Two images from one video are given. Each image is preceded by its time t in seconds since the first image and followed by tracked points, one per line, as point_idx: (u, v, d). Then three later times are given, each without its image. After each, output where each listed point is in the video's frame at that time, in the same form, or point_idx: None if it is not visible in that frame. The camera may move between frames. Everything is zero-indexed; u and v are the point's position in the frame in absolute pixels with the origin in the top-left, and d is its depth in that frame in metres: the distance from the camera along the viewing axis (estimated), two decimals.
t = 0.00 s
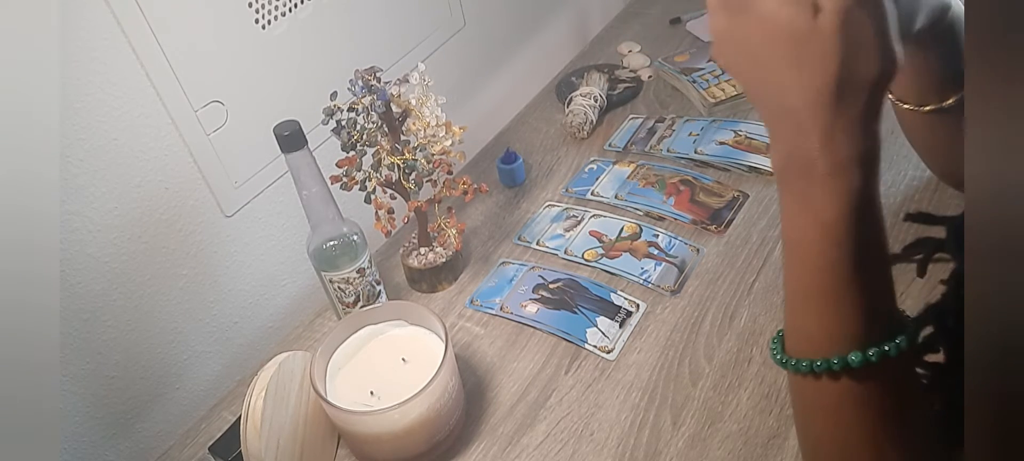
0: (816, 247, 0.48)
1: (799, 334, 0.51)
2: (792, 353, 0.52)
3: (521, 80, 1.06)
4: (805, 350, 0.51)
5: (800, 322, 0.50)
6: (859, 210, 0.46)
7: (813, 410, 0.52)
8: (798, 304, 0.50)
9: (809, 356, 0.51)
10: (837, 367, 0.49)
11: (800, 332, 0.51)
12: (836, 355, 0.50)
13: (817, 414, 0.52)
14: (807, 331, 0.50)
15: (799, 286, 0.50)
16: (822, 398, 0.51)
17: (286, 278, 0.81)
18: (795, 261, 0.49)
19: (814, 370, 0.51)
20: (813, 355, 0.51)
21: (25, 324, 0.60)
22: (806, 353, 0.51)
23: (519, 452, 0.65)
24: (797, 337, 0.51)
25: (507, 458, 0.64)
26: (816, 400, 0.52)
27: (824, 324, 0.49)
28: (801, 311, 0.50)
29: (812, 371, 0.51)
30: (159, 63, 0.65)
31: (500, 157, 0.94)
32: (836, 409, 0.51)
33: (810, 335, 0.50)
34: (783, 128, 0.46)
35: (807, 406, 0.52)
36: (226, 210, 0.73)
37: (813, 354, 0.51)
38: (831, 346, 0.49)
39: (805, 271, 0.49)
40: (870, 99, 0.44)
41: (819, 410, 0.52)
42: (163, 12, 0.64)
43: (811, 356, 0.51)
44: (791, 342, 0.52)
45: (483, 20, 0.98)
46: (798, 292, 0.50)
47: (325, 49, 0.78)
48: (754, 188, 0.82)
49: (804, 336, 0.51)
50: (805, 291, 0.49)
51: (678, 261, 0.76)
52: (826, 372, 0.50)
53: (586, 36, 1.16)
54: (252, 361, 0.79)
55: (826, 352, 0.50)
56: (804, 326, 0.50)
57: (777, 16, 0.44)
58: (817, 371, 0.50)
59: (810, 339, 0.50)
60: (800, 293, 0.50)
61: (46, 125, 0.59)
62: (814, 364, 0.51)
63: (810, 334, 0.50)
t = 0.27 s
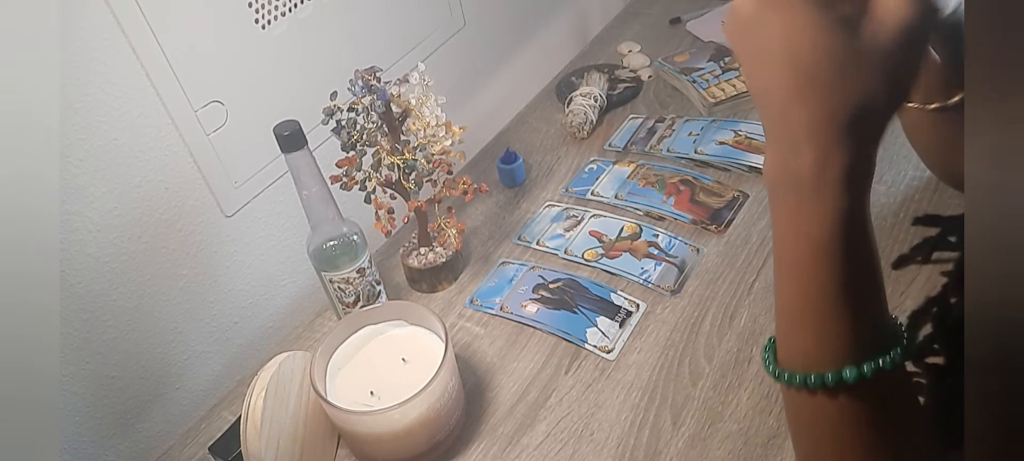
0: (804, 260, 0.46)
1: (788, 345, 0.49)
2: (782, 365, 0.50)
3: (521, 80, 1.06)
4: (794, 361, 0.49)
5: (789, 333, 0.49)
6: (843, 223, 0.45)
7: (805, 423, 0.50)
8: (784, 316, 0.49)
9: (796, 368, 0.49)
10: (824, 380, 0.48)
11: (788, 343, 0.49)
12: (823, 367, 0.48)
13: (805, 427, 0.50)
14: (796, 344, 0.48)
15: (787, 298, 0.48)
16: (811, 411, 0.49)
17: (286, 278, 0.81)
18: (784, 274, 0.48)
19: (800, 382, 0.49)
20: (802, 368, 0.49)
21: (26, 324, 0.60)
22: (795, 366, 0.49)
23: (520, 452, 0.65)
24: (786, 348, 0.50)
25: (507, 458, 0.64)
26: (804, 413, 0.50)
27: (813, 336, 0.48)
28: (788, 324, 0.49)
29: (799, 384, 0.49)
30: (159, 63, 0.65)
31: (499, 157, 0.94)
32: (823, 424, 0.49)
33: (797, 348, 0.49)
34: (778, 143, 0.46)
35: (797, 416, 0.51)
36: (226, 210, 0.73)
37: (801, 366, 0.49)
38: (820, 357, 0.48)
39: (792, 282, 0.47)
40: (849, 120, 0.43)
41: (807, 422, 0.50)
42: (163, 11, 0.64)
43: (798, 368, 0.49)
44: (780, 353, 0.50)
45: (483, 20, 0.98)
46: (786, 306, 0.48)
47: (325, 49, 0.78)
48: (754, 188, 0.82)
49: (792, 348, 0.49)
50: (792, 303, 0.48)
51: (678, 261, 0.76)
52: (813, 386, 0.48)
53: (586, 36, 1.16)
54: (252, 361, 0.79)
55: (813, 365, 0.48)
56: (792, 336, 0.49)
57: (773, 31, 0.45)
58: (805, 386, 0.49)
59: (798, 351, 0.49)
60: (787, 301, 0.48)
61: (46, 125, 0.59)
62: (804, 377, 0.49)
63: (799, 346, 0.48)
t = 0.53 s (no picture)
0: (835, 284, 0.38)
1: (812, 364, 0.42)
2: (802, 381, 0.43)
3: (521, 80, 1.06)
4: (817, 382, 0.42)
5: (814, 354, 0.41)
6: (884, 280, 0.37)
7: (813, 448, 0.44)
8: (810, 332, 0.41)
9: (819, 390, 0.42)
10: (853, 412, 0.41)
11: (812, 364, 0.42)
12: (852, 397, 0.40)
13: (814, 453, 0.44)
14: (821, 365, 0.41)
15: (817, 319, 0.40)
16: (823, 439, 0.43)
17: (286, 278, 0.81)
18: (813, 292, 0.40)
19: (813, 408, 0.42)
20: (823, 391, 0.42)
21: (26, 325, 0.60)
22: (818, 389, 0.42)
23: (519, 452, 0.65)
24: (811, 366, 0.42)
25: (507, 458, 0.64)
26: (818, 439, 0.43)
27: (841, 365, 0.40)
28: (814, 343, 0.41)
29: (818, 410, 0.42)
30: (159, 62, 0.65)
31: (499, 157, 0.94)
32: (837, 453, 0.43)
33: (823, 370, 0.41)
34: (825, 152, 0.36)
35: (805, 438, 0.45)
36: (226, 210, 0.73)
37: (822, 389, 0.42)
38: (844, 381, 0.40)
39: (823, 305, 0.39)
40: (919, 154, 0.34)
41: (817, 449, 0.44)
42: (163, 12, 0.64)
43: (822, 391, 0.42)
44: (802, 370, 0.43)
45: (483, 19, 0.98)
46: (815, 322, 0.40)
47: (325, 49, 0.78)
48: (754, 188, 0.82)
49: (820, 368, 0.41)
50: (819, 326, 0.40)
51: (678, 261, 0.76)
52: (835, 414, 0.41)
53: (586, 36, 1.16)
54: (252, 361, 0.79)
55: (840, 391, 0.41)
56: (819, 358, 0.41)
57: (900, 3, 0.33)
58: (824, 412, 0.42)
59: (821, 375, 0.41)
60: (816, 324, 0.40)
61: (46, 125, 0.59)
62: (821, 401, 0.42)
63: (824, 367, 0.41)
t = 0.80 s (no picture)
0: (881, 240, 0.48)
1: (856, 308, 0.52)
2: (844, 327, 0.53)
3: (521, 80, 1.06)
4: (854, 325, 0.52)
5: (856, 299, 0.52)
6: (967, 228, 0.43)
7: (840, 391, 0.53)
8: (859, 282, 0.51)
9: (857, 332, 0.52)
10: (881, 349, 0.50)
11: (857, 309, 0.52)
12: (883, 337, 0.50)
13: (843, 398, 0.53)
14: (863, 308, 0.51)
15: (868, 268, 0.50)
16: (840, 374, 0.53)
17: (286, 278, 0.81)
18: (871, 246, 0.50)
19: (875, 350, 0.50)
20: (857, 331, 0.52)
21: (30, 328, 0.59)
22: (855, 330, 0.52)
23: (520, 452, 0.65)
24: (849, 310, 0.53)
25: (507, 458, 0.64)
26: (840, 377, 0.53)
27: (892, 311, 0.49)
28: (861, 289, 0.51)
29: (857, 348, 0.51)
30: (159, 62, 0.65)
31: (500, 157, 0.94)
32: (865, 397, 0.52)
33: (862, 313, 0.51)
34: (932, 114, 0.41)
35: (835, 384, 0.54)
36: (226, 210, 0.73)
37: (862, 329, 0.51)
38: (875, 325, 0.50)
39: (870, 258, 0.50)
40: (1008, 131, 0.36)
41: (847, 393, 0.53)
42: (164, 11, 0.64)
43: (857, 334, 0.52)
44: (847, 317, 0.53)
45: (483, 19, 0.98)
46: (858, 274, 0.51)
47: (325, 48, 0.78)
48: (754, 188, 0.82)
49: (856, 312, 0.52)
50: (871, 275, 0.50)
51: (678, 261, 0.76)
52: (871, 352, 0.50)
53: (586, 36, 1.16)
54: (252, 360, 0.79)
55: (876, 334, 0.50)
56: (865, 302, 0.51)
57: None
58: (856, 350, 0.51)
59: (860, 316, 0.51)
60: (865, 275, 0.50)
61: (47, 125, 0.59)
62: (854, 340, 0.52)
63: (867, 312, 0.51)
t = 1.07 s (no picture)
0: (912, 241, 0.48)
1: (880, 309, 0.52)
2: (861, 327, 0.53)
3: (521, 80, 1.06)
4: (875, 325, 0.52)
5: (880, 300, 0.52)
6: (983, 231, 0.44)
7: (851, 388, 0.54)
8: (883, 283, 0.51)
9: (880, 333, 0.52)
10: (909, 352, 0.50)
11: (880, 310, 0.52)
12: (910, 338, 0.50)
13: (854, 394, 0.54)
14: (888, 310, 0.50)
15: (895, 270, 0.50)
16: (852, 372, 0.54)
17: (286, 278, 0.81)
18: (899, 248, 0.50)
19: (897, 351, 0.50)
20: (880, 332, 0.52)
21: (31, 327, 0.59)
22: (877, 331, 0.52)
23: (519, 452, 0.65)
24: (872, 310, 0.53)
25: (507, 458, 0.64)
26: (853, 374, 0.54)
27: (915, 314, 0.49)
28: (887, 290, 0.51)
29: (879, 349, 0.51)
30: (159, 62, 0.65)
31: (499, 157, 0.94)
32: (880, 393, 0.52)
33: (887, 314, 0.51)
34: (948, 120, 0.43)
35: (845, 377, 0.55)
36: (226, 210, 0.73)
37: (887, 330, 0.51)
38: (905, 327, 0.50)
39: (898, 259, 0.50)
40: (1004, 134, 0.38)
41: (859, 389, 0.53)
42: (164, 11, 0.64)
43: (880, 334, 0.52)
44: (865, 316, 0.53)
45: (484, 19, 0.98)
46: (883, 275, 0.51)
47: (325, 48, 0.78)
48: (754, 188, 0.82)
49: (879, 312, 0.52)
50: (899, 280, 0.50)
51: (678, 261, 0.76)
52: (894, 353, 0.51)
53: (586, 36, 1.16)
54: (252, 360, 0.79)
55: (902, 335, 0.50)
56: (892, 303, 0.51)
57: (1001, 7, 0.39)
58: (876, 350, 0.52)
59: (885, 318, 0.51)
60: (892, 276, 0.50)
61: (47, 125, 0.59)
62: (878, 342, 0.52)
63: (894, 313, 0.50)
